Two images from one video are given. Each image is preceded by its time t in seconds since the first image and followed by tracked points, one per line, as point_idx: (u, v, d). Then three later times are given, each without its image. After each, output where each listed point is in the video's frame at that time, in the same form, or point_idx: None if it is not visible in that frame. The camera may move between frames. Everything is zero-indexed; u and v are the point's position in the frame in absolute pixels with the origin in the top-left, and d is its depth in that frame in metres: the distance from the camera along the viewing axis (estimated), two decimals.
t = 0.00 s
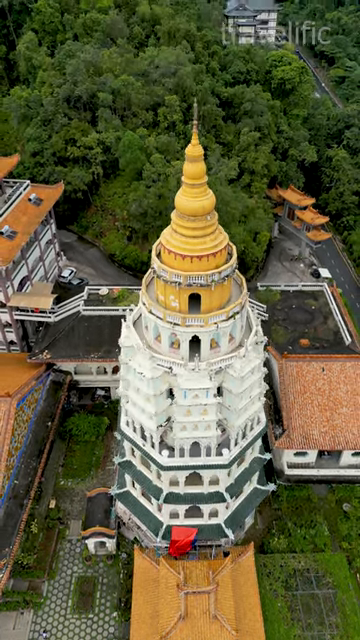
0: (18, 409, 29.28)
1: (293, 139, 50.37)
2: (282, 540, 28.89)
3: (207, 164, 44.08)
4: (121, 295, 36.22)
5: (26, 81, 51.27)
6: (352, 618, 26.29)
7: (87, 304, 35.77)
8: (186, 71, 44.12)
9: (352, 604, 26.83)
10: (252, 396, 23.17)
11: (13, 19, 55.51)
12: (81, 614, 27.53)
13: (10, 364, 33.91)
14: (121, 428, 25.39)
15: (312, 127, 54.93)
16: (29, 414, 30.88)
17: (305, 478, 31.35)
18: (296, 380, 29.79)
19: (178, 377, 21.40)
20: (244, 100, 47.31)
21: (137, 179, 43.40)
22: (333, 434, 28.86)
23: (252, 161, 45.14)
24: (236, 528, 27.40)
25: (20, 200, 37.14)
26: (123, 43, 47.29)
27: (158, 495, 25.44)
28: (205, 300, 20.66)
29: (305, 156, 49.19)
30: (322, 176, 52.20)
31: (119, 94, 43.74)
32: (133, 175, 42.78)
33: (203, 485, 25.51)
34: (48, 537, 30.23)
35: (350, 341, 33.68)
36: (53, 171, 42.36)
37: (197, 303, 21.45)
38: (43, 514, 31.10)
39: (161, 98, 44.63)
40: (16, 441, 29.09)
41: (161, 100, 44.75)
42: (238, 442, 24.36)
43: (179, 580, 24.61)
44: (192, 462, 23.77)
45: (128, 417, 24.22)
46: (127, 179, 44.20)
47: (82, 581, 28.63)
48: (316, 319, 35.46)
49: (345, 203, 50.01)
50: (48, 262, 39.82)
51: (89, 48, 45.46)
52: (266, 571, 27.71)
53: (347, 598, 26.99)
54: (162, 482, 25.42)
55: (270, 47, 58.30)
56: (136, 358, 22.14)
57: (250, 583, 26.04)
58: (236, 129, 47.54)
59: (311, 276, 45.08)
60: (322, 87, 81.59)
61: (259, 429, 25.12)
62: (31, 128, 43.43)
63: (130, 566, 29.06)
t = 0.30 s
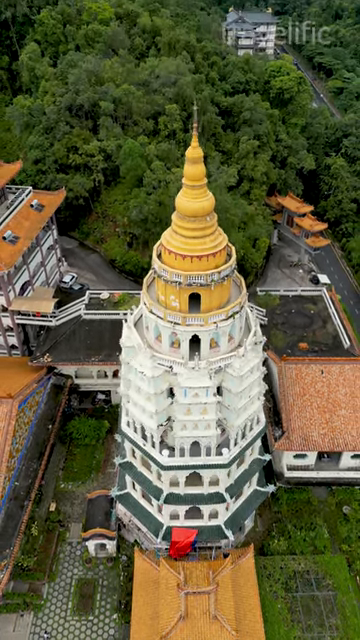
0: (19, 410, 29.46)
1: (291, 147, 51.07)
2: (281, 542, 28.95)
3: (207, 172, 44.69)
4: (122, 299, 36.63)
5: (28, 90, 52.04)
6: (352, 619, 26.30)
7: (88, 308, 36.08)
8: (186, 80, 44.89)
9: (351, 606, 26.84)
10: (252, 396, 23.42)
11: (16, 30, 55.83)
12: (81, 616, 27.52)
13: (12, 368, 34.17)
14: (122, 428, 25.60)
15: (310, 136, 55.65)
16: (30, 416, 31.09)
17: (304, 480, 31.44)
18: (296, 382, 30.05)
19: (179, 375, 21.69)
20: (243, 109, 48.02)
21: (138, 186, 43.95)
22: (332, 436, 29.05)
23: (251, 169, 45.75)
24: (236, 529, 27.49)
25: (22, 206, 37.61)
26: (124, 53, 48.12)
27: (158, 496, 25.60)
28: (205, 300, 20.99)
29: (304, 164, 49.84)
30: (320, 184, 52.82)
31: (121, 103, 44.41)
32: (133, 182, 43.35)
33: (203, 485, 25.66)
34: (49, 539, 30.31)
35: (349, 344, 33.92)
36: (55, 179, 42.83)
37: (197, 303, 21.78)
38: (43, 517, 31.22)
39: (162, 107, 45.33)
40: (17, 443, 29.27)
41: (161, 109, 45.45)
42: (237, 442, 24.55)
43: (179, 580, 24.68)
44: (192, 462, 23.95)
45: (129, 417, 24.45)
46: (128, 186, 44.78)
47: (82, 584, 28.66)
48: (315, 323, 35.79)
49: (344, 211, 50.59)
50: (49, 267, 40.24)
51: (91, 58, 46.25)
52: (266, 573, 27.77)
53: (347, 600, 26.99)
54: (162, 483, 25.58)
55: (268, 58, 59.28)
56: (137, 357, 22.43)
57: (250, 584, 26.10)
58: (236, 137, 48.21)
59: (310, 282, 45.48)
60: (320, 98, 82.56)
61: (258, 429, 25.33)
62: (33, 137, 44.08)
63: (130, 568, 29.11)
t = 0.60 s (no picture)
0: (21, 413, 29.65)
1: (290, 156, 51.73)
2: (281, 544, 29.06)
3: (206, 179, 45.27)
4: (123, 303, 37.09)
5: (31, 100, 52.78)
6: (352, 621, 26.31)
7: (89, 312, 36.55)
8: (186, 89, 45.62)
9: (351, 607, 26.86)
10: (251, 396, 23.67)
11: (19, 41, 56.02)
12: (81, 618, 27.52)
13: (13, 371, 34.43)
14: (123, 429, 25.81)
15: (309, 145, 56.37)
16: (31, 419, 31.28)
17: (304, 483, 31.65)
18: (295, 384, 30.29)
19: (179, 374, 21.97)
20: (243, 118, 48.76)
21: (139, 194, 44.48)
22: (331, 438, 29.22)
23: (250, 176, 46.34)
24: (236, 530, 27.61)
25: (24, 212, 38.08)
26: (125, 63, 48.94)
27: (159, 496, 25.76)
28: (205, 300, 21.34)
29: (302, 172, 50.49)
30: (319, 192, 53.44)
31: (122, 112, 45.09)
32: (134, 189, 43.91)
33: (203, 485, 25.82)
34: (49, 542, 30.38)
35: (347, 348, 34.24)
36: (57, 186, 43.33)
37: (196, 303, 22.12)
38: (44, 520, 31.32)
39: (162, 115, 46.02)
40: (18, 445, 29.44)
41: (162, 118, 46.14)
42: (237, 442, 24.76)
43: (179, 581, 24.76)
44: (192, 461, 24.16)
45: (130, 417, 24.67)
46: (128, 193, 45.36)
47: (82, 586, 28.69)
48: (314, 327, 36.15)
49: (342, 218, 51.16)
50: (51, 272, 40.64)
51: (93, 69, 47.02)
52: (266, 575, 27.81)
53: (347, 601, 27.03)
54: (162, 483, 25.77)
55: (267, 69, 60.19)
56: (138, 357, 22.72)
57: (250, 585, 26.16)
58: (235, 145, 48.86)
59: (309, 288, 45.89)
60: (319, 108, 83.44)
61: (258, 430, 25.54)
62: (36, 145, 44.70)
63: (130, 571, 29.16)
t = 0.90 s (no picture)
0: (22, 415, 29.87)
1: (289, 164, 52.37)
2: (281, 546, 29.15)
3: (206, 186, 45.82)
4: (124, 308, 37.54)
5: (33, 109, 53.52)
6: (352, 622, 26.35)
7: (90, 316, 37.08)
8: (187, 99, 46.33)
9: (351, 609, 26.89)
10: (250, 396, 23.94)
11: (22, 52, 56.70)
12: (81, 620, 27.52)
13: (15, 375, 34.70)
14: (123, 430, 26.02)
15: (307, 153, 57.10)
16: (32, 421, 31.49)
17: (303, 485, 31.62)
18: (294, 387, 30.54)
19: (179, 374, 22.23)
20: (242, 126, 49.51)
21: (139, 200, 45.03)
22: (331, 440, 29.41)
23: (249, 184, 46.95)
24: (236, 532, 27.72)
25: (26, 218, 38.53)
26: (126, 73, 49.70)
27: (159, 496, 25.90)
28: (205, 300, 21.68)
29: (301, 180, 51.15)
30: (317, 200, 54.06)
31: (123, 120, 45.77)
32: (135, 196, 44.46)
33: (203, 486, 25.97)
34: (49, 544, 30.45)
35: (346, 351, 34.56)
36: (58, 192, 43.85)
37: (196, 303, 22.45)
38: (44, 523, 31.38)
39: (163, 124, 46.69)
40: (19, 447, 29.62)
41: (162, 126, 46.80)
42: (237, 443, 24.97)
43: (179, 581, 24.85)
44: (192, 461, 24.35)
45: (131, 417, 24.91)
46: (129, 201, 45.94)
47: (82, 588, 28.71)
48: (313, 331, 36.48)
49: (341, 225, 51.74)
50: (52, 278, 41.04)
51: (94, 79, 47.79)
52: (266, 577, 27.88)
53: (346, 603, 27.07)
54: (163, 484, 25.93)
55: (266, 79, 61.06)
56: (138, 357, 23.01)
57: (250, 586, 26.22)
58: (234, 153, 49.50)
59: (308, 294, 46.29)
60: (317, 119, 84.37)
61: (257, 430, 25.76)
62: (38, 153, 45.32)
63: (130, 573, 29.15)
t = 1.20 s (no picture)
0: (23, 416, 30.09)
1: (288, 171, 52.99)
2: (281, 547, 29.14)
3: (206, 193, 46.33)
4: (124, 311, 37.96)
5: (35, 118, 54.21)
6: (352, 623, 26.35)
7: (91, 320, 37.50)
8: (187, 107, 47.03)
9: (351, 610, 26.92)
10: (250, 396, 24.18)
11: (25, 62, 57.38)
12: (81, 622, 27.51)
13: (16, 378, 34.97)
14: (124, 430, 26.22)
15: (306, 161, 57.78)
16: (33, 423, 31.68)
17: (303, 487, 31.65)
18: (293, 389, 30.77)
19: (179, 373, 22.49)
20: (241, 135, 50.28)
21: (140, 207, 45.56)
22: (330, 442, 29.59)
23: (249, 191, 47.53)
24: (236, 532, 27.82)
25: (28, 223, 38.99)
26: (127, 83, 50.45)
27: (159, 496, 26.02)
28: (204, 299, 22.00)
29: (300, 187, 51.76)
30: (316, 207, 54.68)
31: (124, 128, 46.38)
32: (135, 202, 44.99)
33: (203, 486, 26.10)
34: (49, 546, 30.51)
35: (345, 355, 34.86)
36: (60, 199, 44.37)
37: (196, 303, 22.76)
38: (44, 525, 31.35)
39: (163, 132, 47.36)
40: (20, 448, 29.78)
41: (163, 134, 47.43)
42: (237, 442, 25.17)
43: (179, 581, 24.93)
44: (192, 460, 24.54)
45: (131, 417, 25.13)
46: (130, 207, 46.51)
47: (82, 590, 28.73)
48: (312, 335, 36.78)
49: (339, 232, 52.29)
50: (53, 283, 41.40)
51: (96, 88, 48.52)
52: (266, 578, 27.92)
53: (346, 604, 27.10)
54: (163, 484, 26.07)
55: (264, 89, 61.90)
56: (139, 357, 23.28)
57: (250, 587, 26.27)
58: (234, 161, 50.12)
59: (307, 299, 46.70)
60: (316, 129, 85.28)
61: (257, 430, 25.98)
62: (40, 160, 45.94)
63: (130, 575, 29.16)
